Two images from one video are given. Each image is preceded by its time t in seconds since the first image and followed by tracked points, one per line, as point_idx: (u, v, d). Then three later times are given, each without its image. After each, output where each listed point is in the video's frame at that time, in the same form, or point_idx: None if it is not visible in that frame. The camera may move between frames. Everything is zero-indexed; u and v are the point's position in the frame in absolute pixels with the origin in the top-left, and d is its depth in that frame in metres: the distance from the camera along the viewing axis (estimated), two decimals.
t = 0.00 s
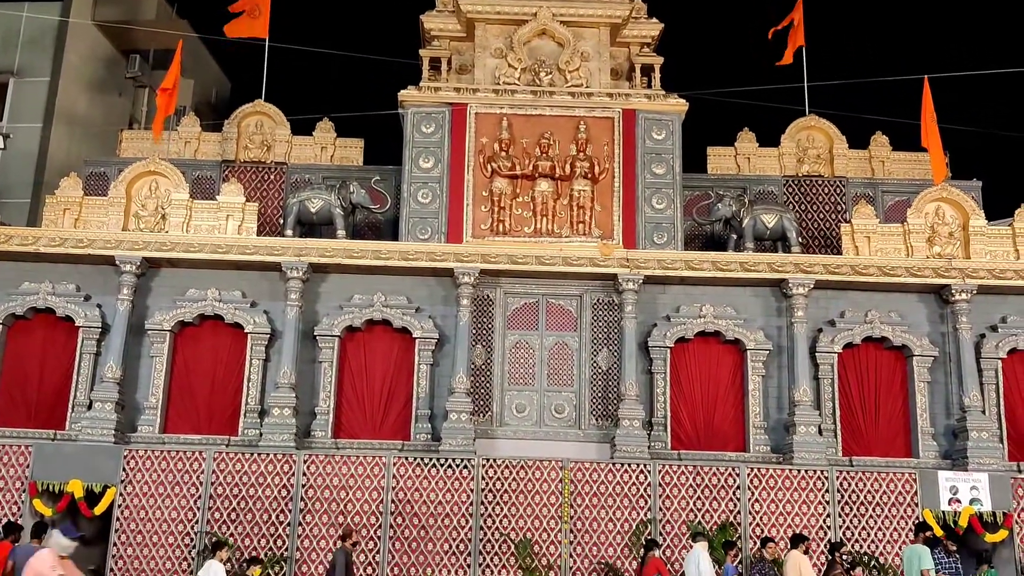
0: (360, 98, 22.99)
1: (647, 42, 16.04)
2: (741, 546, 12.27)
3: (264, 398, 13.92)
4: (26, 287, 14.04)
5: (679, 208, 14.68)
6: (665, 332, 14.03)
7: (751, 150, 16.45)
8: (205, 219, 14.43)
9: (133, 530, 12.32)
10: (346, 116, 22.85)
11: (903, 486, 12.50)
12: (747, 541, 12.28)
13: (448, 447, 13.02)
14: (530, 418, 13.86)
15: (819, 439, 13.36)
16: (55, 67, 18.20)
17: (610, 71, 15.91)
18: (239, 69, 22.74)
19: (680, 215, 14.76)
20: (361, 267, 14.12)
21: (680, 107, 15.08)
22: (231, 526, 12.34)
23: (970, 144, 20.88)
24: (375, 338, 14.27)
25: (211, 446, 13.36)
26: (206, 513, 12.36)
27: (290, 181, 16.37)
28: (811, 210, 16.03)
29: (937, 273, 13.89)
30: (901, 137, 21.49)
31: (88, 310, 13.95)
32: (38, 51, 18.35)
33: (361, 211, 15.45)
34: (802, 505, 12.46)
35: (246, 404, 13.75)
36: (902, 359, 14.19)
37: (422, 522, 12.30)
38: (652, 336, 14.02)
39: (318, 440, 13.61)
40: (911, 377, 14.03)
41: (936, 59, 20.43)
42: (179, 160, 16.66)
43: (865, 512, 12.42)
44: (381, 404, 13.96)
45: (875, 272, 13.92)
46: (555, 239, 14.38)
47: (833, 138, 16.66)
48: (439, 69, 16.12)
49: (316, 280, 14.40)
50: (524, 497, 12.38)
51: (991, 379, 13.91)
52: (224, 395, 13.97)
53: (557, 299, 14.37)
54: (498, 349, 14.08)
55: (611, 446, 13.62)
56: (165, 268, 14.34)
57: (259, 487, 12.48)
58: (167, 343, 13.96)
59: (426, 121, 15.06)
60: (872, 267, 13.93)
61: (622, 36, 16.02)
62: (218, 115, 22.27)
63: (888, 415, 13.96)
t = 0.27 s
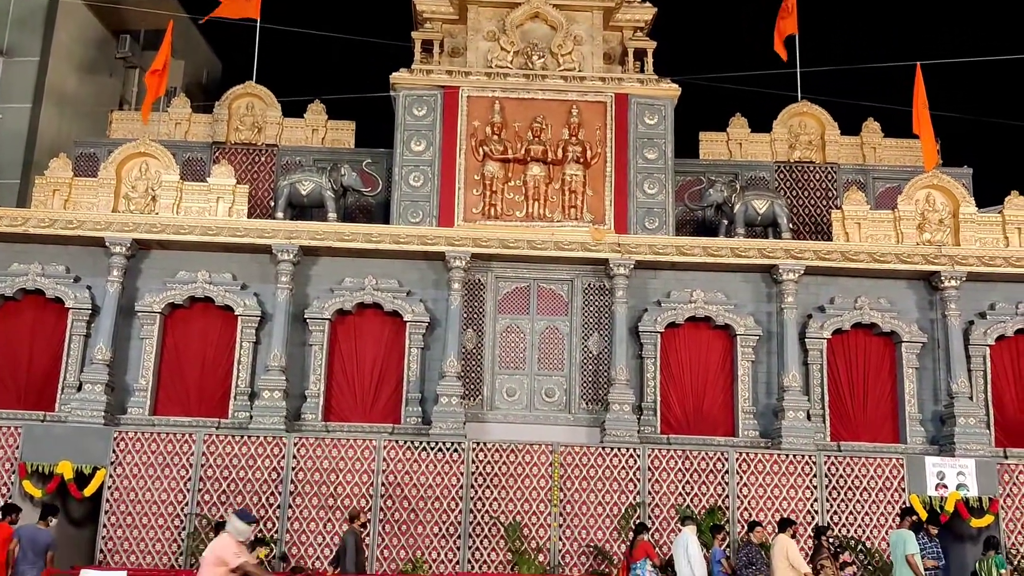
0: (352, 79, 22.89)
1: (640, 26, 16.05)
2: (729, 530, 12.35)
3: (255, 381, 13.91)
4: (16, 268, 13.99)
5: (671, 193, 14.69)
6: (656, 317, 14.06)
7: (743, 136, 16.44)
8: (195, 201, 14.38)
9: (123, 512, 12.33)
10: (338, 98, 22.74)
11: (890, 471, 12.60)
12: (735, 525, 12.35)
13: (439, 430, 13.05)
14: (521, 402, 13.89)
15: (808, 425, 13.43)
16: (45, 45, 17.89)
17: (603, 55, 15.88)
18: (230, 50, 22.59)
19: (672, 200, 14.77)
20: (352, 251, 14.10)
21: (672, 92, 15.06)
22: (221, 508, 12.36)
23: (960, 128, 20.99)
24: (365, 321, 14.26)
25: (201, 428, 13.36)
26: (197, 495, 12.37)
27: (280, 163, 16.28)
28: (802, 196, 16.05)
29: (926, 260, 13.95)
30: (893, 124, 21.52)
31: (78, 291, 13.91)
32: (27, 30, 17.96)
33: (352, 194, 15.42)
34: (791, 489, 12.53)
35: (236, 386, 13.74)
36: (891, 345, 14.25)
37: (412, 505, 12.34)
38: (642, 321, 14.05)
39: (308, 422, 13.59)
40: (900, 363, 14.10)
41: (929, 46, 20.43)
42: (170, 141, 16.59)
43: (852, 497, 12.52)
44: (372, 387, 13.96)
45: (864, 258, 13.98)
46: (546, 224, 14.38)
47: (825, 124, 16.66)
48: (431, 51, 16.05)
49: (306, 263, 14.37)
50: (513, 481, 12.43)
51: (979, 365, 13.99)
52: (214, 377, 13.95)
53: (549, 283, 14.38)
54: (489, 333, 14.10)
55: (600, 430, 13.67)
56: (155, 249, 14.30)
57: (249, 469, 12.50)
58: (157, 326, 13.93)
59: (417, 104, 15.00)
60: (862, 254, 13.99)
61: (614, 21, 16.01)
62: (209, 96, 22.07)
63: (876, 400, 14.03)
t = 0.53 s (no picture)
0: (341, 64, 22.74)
1: (630, 14, 15.99)
2: (715, 516, 12.44)
3: (242, 366, 13.90)
4: (3, 251, 13.92)
5: (660, 181, 14.70)
6: (645, 304, 14.10)
7: (732, 125, 16.47)
8: (183, 185, 14.31)
9: (110, 496, 12.33)
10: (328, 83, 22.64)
11: (874, 458, 12.70)
12: (720, 512, 12.44)
13: (426, 417, 13.07)
14: (509, 388, 13.93)
15: (794, 412, 13.51)
16: (32, 27, 17.74)
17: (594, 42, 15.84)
18: (219, 33, 22.44)
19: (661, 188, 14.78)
20: (340, 236, 14.08)
21: (662, 80, 15.05)
22: (209, 493, 12.36)
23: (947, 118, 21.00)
24: (354, 306, 14.25)
25: (188, 413, 13.35)
26: (184, 479, 12.37)
27: (269, 148, 16.22)
28: (791, 184, 16.08)
29: (913, 250, 14.02)
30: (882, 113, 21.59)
31: (65, 275, 13.85)
32: (13, 11, 17.80)
33: (340, 179, 15.37)
34: (776, 476, 12.62)
35: (224, 371, 13.72)
36: (877, 334, 14.33)
37: (400, 491, 12.38)
38: (631, 309, 14.08)
39: (296, 408, 13.60)
40: (886, 352, 14.18)
41: (919, 36, 20.47)
42: (158, 125, 16.51)
43: (836, 484, 12.61)
44: (360, 373, 13.97)
45: (852, 247, 14.05)
46: (536, 210, 14.37)
47: (815, 113, 16.67)
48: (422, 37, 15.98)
49: (294, 248, 14.34)
50: (501, 467, 12.47)
51: (964, 355, 14.09)
52: (202, 362, 13.93)
53: (538, 270, 14.38)
54: (478, 320, 14.11)
55: (588, 417, 13.71)
56: (143, 234, 14.24)
57: (237, 454, 12.50)
58: (145, 310, 13.89)
59: (407, 90, 14.96)
60: (849, 242, 14.05)
61: (605, 8, 15.97)
62: (198, 80, 21.87)
63: (861, 389, 14.12)
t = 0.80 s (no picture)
0: (330, 52, 22.71)
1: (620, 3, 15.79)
2: (700, 506, 12.51)
3: (228, 354, 13.85)
4: None
5: (648, 171, 14.72)
6: (632, 295, 14.13)
7: (719, 116, 16.50)
8: (169, 172, 14.23)
9: (95, 484, 12.29)
10: (315, 71, 22.57)
11: (858, 449, 12.79)
12: (705, 501, 12.51)
13: (413, 406, 13.08)
14: (496, 377, 13.94)
15: (779, 403, 13.58)
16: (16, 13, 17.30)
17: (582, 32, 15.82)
18: (205, 20, 22.30)
19: (649, 178, 14.80)
20: (327, 225, 14.04)
21: (650, 70, 15.05)
22: (194, 482, 12.34)
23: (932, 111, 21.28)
24: (341, 295, 14.24)
25: (174, 401, 13.31)
26: (170, 468, 12.34)
27: (255, 136, 16.13)
28: (778, 175, 16.13)
29: (899, 241, 14.10)
30: (869, 105, 21.70)
31: (50, 263, 13.76)
32: None
33: (327, 167, 15.33)
34: (761, 466, 12.69)
35: (210, 359, 13.67)
36: (862, 325, 14.41)
37: (386, 480, 12.39)
38: (618, 299, 14.11)
39: (282, 396, 13.59)
40: (870, 343, 14.27)
41: (906, 28, 20.53)
42: (144, 112, 16.40)
43: (821, 474, 12.70)
44: (346, 362, 13.96)
45: (838, 239, 14.11)
46: (523, 200, 14.37)
47: (802, 105, 16.76)
48: (410, 25, 15.85)
49: (281, 237, 14.29)
50: (488, 456, 12.49)
51: (948, 346, 14.19)
52: (188, 351, 13.89)
53: (525, 260, 14.38)
54: (465, 310, 14.11)
55: (575, 407, 13.75)
56: (128, 221, 14.16)
57: (223, 443, 12.47)
58: (130, 299, 13.83)
59: (395, 78, 14.91)
60: (835, 234, 14.12)
61: None
62: (184, 67, 21.71)
63: (846, 379, 14.21)
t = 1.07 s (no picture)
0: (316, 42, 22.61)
1: None
2: (685, 497, 12.57)
3: (214, 345, 13.81)
4: None
5: (635, 163, 14.73)
6: (619, 287, 14.15)
7: (707, 108, 16.55)
8: (155, 161, 14.16)
9: (80, 475, 12.25)
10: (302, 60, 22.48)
11: (842, 440, 12.88)
12: (691, 492, 12.57)
13: (400, 397, 13.07)
14: (483, 369, 13.95)
15: (764, 394, 13.64)
16: None
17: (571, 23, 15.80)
18: (191, 9, 22.16)
19: (636, 170, 14.82)
20: (314, 215, 14.00)
21: (638, 62, 15.05)
22: (180, 472, 12.31)
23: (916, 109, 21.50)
24: (327, 286, 14.21)
25: (160, 392, 13.27)
26: (155, 459, 12.30)
27: (242, 125, 16.06)
28: (764, 167, 16.17)
29: (884, 234, 14.17)
30: (856, 98, 21.80)
31: (35, 253, 13.68)
32: None
33: (314, 157, 15.29)
34: (746, 458, 12.75)
35: (196, 350, 13.62)
36: (847, 318, 14.49)
37: (372, 471, 12.39)
38: (605, 291, 14.13)
39: (268, 387, 13.56)
40: (855, 335, 14.35)
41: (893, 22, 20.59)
42: (129, 101, 16.30)
43: (805, 465, 12.78)
44: (333, 353, 13.94)
45: (824, 231, 14.16)
46: (511, 191, 14.37)
47: (789, 97, 16.78)
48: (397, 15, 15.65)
49: (267, 227, 14.24)
50: (474, 447, 12.51)
51: (933, 338, 14.28)
52: (173, 341, 13.85)
53: (513, 252, 14.38)
54: (452, 301, 14.11)
55: (561, 398, 13.78)
56: (114, 211, 14.09)
57: (209, 434, 12.44)
58: (115, 289, 13.77)
59: (382, 68, 14.86)
60: (821, 227, 14.17)
61: None
62: (170, 56, 21.58)
63: (831, 371, 14.29)
